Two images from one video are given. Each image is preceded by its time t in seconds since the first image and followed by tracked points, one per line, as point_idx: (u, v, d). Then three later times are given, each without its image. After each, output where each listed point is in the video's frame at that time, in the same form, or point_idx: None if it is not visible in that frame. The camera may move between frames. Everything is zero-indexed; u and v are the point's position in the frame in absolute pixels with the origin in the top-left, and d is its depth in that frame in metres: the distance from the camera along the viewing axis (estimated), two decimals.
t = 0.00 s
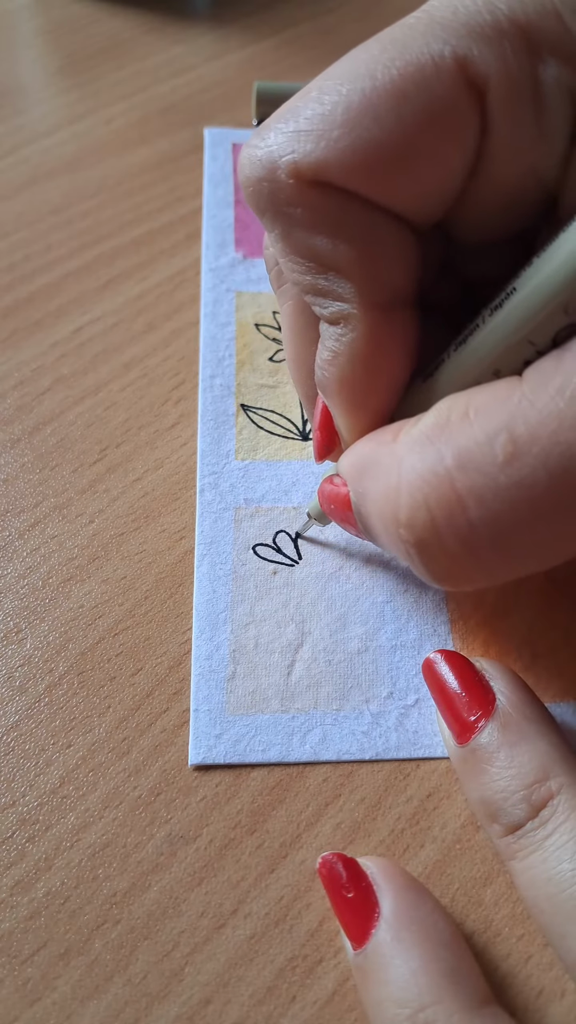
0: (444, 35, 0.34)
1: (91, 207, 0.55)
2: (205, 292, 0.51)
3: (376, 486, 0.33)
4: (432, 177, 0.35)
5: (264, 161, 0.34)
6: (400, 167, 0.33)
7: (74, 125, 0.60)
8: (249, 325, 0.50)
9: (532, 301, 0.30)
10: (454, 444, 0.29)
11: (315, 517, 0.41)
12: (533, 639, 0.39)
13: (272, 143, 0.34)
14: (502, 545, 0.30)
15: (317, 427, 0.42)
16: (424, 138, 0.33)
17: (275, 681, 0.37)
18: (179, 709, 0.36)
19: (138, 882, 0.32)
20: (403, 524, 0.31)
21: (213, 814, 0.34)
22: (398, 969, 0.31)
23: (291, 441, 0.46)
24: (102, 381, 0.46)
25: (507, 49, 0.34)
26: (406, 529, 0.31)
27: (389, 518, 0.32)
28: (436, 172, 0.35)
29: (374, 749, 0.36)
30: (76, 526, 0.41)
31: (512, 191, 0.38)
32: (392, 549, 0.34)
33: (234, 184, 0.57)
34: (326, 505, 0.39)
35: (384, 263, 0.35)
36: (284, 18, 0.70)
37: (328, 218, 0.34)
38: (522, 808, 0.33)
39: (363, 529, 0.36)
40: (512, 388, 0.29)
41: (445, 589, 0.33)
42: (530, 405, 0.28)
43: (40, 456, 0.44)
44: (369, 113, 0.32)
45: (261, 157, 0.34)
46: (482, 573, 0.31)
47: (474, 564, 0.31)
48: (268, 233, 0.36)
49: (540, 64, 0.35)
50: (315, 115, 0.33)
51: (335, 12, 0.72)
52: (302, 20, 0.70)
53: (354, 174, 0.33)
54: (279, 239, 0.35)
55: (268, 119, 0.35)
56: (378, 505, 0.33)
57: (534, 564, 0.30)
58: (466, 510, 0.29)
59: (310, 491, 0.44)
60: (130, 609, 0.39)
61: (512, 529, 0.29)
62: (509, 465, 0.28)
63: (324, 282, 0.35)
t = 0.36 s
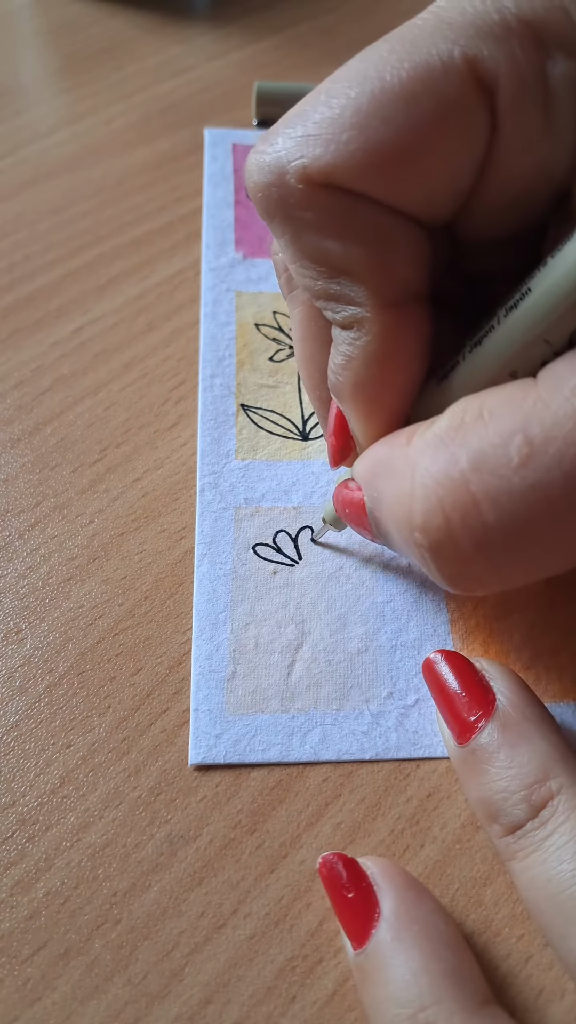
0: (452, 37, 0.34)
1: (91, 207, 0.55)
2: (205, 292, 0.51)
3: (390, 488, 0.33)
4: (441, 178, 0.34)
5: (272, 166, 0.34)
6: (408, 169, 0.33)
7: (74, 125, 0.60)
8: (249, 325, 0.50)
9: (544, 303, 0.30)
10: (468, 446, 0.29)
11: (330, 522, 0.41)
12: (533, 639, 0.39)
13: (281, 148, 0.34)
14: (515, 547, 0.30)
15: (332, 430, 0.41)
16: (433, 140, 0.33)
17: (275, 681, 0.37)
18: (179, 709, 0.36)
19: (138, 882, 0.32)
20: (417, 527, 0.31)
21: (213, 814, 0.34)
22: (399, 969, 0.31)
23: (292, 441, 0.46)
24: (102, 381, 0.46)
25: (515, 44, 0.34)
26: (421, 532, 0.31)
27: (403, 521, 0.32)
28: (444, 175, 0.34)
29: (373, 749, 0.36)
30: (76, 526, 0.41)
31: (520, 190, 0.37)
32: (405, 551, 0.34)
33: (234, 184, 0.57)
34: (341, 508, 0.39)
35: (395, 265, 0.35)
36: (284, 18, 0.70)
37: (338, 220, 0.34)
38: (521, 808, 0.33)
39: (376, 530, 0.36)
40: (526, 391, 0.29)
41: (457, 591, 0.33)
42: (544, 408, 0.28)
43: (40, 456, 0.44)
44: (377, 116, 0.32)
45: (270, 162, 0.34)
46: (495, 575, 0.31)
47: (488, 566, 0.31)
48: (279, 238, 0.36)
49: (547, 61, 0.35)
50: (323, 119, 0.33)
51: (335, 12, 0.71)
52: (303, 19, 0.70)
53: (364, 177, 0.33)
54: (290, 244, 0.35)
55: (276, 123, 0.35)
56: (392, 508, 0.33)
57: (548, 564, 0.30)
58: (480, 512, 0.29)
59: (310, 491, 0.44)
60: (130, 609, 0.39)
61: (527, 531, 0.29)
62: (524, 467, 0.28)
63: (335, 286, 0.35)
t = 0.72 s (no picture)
0: (453, 40, 0.34)
1: (91, 208, 0.55)
2: (205, 292, 0.51)
3: (394, 494, 0.32)
4: (441, 184, 0.35)
5: (273, 169, 0.34)
6: (409, 174, 0.33)
7: (74, 125, 0.60)
8: (249, 325, 0.50)
9: (551, 306, 0.30)
10: (473, 453, 0.29)
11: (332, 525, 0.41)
12: (533, 638, 0.39)
13: (281, 152, 0.34)
14: (520, 554, 0.30)
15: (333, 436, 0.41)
16: (435, 145, 0.33)
17: (275, 681, 0.37)
18: (179, 709, 0.36)
19: (138, 882, 0.32)
20: (422, 534, 0.31)
21: (213, 814, 0.34)
22: (399, 968, 0.31)
23: (291, 441, 0.46)
24: (102, 381, 0.46)
25: (516, 49, 0.34)
26: (425, 537, 0.31)
27: (408, 527, 0.32)
28: (445, 179, 0.34)
29: (374, 749, 0.36)
30: (76, 526, 0.41)
31: (521, 195, 0.37)
32: (410, 558, 0.34)
33: (234, 184, 0.57)
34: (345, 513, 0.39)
35: (397, 269, 0.35)
36: (284, 18, 0.70)
37: (338, 225, 0.34)
38: (521, 808, 0.33)
39: (381, 534, 0.36)
40: (531, 396, 0.29)
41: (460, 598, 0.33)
42: (549, 413, 0.28)
43: (40, 456, 0.44)
44: (378, 119, 0.32)
45: (270, 165, 0.34)
46: (500, 582, 0.31)
47: (493, 572, 0.31)
48: (279, 242, 0.36)
49: (549, 66, 0.35)
50: (324, 122, 0.33)
51: (335, 12, 0.72)
52: (303, 19, 0.70)
53: (365, 181, 0.33)
54: (290, 249, 0.35)
55: (277, 127, 0.35)
56: (397, 513, 0.32)
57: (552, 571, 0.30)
58: (485, 519, 0.29)
59: (310, 491, 0.44)
60: (130, 609, 0.39)
61: (532, 538, 0.29)
62: (529, 473, 0.28)
63: (336, 291, 0.35)
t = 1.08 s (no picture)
0: (455, 45, 0.34)
1: (91, 208, 0.55)
2: (205, 292, 0.51)
3: (401, 500, 0.32)
4: (448, 188, 0.34)
5: (276, 179, 0.33)
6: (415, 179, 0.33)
7: (74, 125, 0.60)
8: (249, 325, 0.50)
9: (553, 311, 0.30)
10: (482, 456, 0.29)
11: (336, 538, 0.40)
12: (533, 639, 0.39)
13: (284, 160, 0.33)
14: (530, 557, 0.29)
15: (338, 445, 0.41)
16: (441, 150, 0.33)
17: (275, 681, 0.37)
18: (179, 709, 0.36)
19: (138, 882, 0.32)
20: (431, 540, 0.31)
21: (213, 814, 0.34)
22: (399, 968, 0.31)
23: (291, 441, 0.46)
24: (102, 381, 0.46)
25: (519, 54, 0.34)
26: (435, 544, 0.31)
27: (416, 534, 0.32)
28: (452, 184, 0.34)
29: (373, 749, 0.36)
30: (76, 526, 0.41)
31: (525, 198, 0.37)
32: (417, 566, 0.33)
33: (234, 184, 0.57)
34: (347, 525, 0.38)
35: (403, 277, 0.34)
36: (284, 18, 0.70)
37: (343, 233, 0.33)
38: (521, 808, 0.33)
39: (387, 541, 0.35)
40: (538, 401, 0.29)
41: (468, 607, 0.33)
42: (558, 417, 0.28)
43: (40, 456, 0.44)
44: (382, 126, 0.32)
45: (272, 176, 0.33)
46: (510, 586, 0.31)
47: (503, 577, 0.30)
48: (282, 253, 0.35)
49: (553, 69, 0.35)
50: (327, 131, 0.33)
51: (335, 12, 0.71)
52: (303, 19, 0.70)
53: (370, 189, 0.33)
54: (293, 258, 0.35)
55: (279, 137, 0.35)
56: (404, 519, 0.32)
57: (559, 574, 0.30)
58: (496, 522, 0.29)
59: (310, 491, 0.44)
60: (130, 609, 0.39)
61: (543, 541, 0.29)
62: (540, 476, 0.28)
63: (343, 300, 0.34)
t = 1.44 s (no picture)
0: (459, 46, 0.33)
1: (91, 208, 0.55)
2: (205, 292, 0.51)
3: (414, 501, 0.32)
4: (448, 190, 0.34)
5: (281, 182, 0.33)
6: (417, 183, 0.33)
7: (74, 125, 0.60)
8: (249, 325, 0.50)
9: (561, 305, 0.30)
10: (494, 456, 0.29)
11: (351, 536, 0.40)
12: (533, 639, 0.39)
13: (288, 163, 0.33)
14: (545, 556, 0.29)
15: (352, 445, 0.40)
16: (442, 154, 0.33)
17: (275, 681, 0.37)
18: (179, 709, 0.36)
19: (138, 882, 0.32)
20: (444, 540, 0.31)
21: (214, 814, 0.34)
22: (400, 968, 0.31)
23: (292, 441, 0.46)
24: (102, 381, 0.46)
25: (523, 54, 0.34)
26: (448, 546, 0.31)
27: (429, 534, 0.31)
28: (452, 185, 0.34)
29: (373, 749, 0.36)
30: (76, 526, 0.41)
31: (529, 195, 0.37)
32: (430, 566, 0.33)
33: (234, 184, 0.57)
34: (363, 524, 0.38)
35: (410, 278, 0.34)
36: (284, 18, 0.70)
37: (349, 235, 0.33)
38: (522, 808, 0.33)
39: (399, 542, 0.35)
40: (549, 399, 0.29)
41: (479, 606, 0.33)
42: (569, 415, 0.28)
43: (40, 456, 0.44)
44: (385, 127, 0.32)
45: (277, 178, 0.33)
46: (524, 585, 0.31)
47: (517, 577, 0.30)
48: (288, 255, 0.35)
49: (555, 69, 0.35)
50: (332, 133, 0.32)
51: (335, 12, 0.72)
52: (303, 20, 0.70)
53: (375, 191, 0.32)
54: (299, 260, 0.35)
55: (282, 138, 0.34)
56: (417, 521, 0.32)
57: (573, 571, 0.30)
58: (510, 523, 0.29)
59: (310, 491, 0.44)
60: (130, 609, 0.39)
61: (557, 541, 0.29)
62: (553, 476, 0.28)
63: (351, 302, 0.34)
